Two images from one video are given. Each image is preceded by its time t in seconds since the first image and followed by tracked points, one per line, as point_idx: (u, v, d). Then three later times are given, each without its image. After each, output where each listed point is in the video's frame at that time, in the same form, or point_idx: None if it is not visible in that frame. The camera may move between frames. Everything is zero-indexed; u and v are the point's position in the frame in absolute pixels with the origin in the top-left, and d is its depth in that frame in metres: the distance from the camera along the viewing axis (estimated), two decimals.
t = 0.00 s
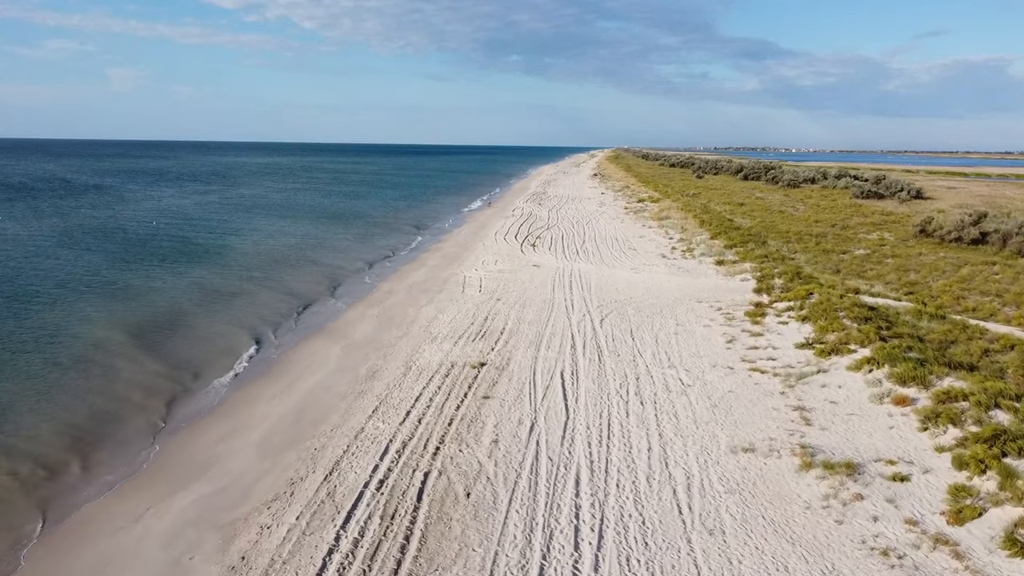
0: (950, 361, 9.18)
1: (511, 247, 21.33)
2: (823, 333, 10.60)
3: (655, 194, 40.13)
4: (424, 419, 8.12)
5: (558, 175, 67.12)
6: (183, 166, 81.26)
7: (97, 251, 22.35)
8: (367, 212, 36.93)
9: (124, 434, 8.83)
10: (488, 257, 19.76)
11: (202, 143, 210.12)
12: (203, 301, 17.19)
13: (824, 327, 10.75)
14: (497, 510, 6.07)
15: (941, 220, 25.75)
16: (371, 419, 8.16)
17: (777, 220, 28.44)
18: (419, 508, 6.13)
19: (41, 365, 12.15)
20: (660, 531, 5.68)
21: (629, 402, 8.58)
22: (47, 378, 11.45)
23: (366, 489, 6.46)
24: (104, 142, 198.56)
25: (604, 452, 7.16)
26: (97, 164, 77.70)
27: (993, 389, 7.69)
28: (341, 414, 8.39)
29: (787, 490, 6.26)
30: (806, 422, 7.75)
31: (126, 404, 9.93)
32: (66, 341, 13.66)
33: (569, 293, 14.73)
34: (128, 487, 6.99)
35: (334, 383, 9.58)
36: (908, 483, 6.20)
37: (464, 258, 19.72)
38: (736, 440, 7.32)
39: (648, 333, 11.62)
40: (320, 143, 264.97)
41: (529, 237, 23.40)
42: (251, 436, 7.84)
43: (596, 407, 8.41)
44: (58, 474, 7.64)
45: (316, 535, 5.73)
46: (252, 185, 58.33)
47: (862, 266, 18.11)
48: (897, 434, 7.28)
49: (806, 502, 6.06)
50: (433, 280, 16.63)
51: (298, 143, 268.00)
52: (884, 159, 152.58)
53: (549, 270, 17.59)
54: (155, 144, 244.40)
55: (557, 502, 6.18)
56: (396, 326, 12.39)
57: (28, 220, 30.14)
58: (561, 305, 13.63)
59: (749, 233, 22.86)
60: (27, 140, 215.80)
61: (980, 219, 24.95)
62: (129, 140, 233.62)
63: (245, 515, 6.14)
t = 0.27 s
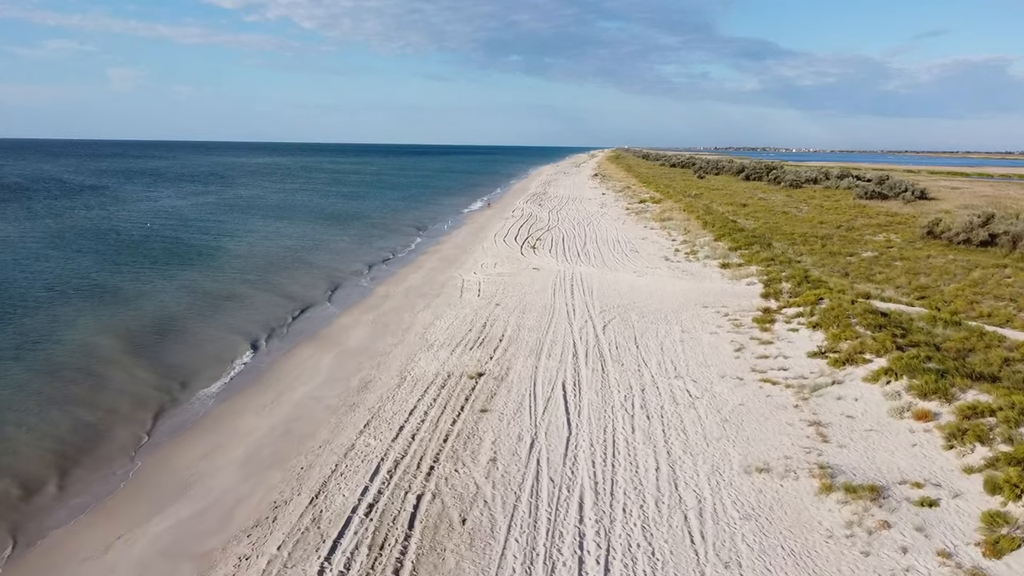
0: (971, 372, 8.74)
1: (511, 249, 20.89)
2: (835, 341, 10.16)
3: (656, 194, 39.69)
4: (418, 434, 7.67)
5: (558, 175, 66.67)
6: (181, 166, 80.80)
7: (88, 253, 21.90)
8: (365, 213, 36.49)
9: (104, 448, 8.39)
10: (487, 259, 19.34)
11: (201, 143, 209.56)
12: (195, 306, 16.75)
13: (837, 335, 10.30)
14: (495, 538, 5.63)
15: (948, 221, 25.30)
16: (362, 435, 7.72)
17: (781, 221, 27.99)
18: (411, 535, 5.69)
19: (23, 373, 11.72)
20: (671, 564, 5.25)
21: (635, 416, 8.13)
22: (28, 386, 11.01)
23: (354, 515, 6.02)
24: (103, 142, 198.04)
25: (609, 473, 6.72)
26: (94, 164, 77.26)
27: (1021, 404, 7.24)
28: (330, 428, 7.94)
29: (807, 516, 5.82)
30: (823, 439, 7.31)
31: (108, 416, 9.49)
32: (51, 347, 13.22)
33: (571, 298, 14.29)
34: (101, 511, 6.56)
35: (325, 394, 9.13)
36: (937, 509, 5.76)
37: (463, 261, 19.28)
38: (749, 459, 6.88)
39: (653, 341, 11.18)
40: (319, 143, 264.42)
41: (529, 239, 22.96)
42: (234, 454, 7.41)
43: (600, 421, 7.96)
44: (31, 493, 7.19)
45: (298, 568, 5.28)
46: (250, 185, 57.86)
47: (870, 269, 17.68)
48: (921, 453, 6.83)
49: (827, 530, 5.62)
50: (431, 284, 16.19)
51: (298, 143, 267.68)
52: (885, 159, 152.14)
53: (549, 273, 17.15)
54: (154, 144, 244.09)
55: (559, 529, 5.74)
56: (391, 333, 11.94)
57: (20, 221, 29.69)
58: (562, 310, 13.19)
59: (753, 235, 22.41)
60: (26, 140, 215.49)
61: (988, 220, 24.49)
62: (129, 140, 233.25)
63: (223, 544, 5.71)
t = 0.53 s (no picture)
0: (995, 384, 8.30)
1: (511, 251, 20.46)
2: (849, 350, 9.72)
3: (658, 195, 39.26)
4: (411, 452, 7.23)
5: (559, 175, 66.26)
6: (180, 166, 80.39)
7: (79, 256, 21.48)
8: (363, 214, 36.07)
9: (83, 463, 7.95)
10: (486, 262, 18.92)
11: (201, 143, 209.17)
12: (186, 310, 16.31)
13: (851, 344, 9.87)
14: (491, 572, 5.20)
15: (956, 222, 24.86)
16: (352, 452, 7.28)
17: (785, 222, 27.55)
18: (400, 568, 5.25)
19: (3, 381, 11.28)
20: None
21: (641, 431, 7.69)
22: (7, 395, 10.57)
23: (340, 544, 5.59)
24: (102, 142, 197.63)
25: (615, 496, 6.28)
26: (92, 164, 76.88)
27: None
28: (318, 445, 7.50)
29: (829, 546, 5.38)
30: (842, 458, 6.88)
31: (89, 427, 9.05)
32: (35, 354, 12.78)
33: (572, 302, 13.87)
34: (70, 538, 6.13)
35: (314, 406, 8.69)
36: (971, 539, 5.31)
37: (461, 264, 18.84)
38: (764, 481, 6.44)
39: (658, 348, 10.74)
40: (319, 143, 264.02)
41: (529, 241, 22.53)
42: (215, 474, 6.97)
43: (604, 438, 7.52)
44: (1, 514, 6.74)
45: None
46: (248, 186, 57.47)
47: (879, 272, 17.25)
48: (948, 474, 6.40)
49: (853, 562, 5.18)
50: (428, 288, 15.75)
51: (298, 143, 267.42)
52: (886, 159, 151.70)
53: (550, 276, 16.73)
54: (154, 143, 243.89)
55: (561, 561, 5.31)
56: (386, 340, 11.50)
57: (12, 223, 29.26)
58: (563, 316, 12.76)
59: (758, 236, 21.98)
60: (26, 139, 215.20)
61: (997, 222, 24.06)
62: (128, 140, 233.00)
63: None
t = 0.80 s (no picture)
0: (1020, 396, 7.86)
1: (510, 254, 20.03)
2: (864, 360, 9.28)
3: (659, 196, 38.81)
4: (403, 472, 6.78)
5: (558, 176, 65.81)
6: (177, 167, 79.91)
7: (70, 258, 21.03)
8: (360, 215, 35.61)
9: (56, 479, 7.46)
10: (485, 265, 18.48)
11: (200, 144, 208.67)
12: (177, 314, 15.87)
13: (866, 353, 9.43)
14: None
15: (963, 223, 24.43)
16: (340, 472, 6.83)
17: (789, 224, 27.11)
18: None
19: None
20: None
21: (647, 448, 7.25)
22: None
23: None
24: (101, 142, 197.14)
25: (621, 522, 5.83)
26: (89, 164, 76.43)
27: None
28: (303, 465, 7.05)
29: None
30: (862, 480, 6.44)
31: (66, 440, 8.60)
32: (17, 362, 12.33)
33: (574, 307, 13.44)
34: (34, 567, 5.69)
35: (302, 421, 8.24)
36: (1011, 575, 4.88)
37: (459, 266, 18.40)
38: (781, 506, 6.01)
39: (663, 357, 10.30)
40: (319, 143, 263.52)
41: (530, 243, 22.10)
42: (193, 497, 6.53)
43: (609, 456, 7.08)
44: None
45: None
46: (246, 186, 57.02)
47: (887, 275, 16.81)
48: (978, 498, 5.96)
49: None
50: (425, 292, 15.31)
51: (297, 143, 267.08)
52: (887, 160, 151.27)
53: (550, 279, 16.30)
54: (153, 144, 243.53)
55: None
56: (380, 348, 11.06)
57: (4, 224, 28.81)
58: (564, 322, 12.32)
59: (762, 238, 21.53)
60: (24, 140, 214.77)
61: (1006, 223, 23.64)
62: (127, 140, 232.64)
63: None
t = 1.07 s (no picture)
0: None
1: (510, 257, 19.59)
2: (880, 371, 8.84)
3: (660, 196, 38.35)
4: (393, 494, 6.35)
5: (559, 176, 65.38)
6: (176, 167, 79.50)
7: (60, 261, 20.57)
8: (358, 216, 35.15)
9: (27, 499, 6.99)
10: (484, 268, 18.03)
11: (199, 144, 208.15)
12: (168, 320, 15.42)
13: (882, 363, 8.99)
14: None
15: (971, 225, 24.01)
16: (326, 495, 6.39)
17: (794, 225, 26.68)
18: None
19: None
20: None
21: (654, 468, 6.81)
22: None
23: None
24: (100, 143, 196.64)
25: (628, 554, 5.39)
26: (87, 165, 76.02)
27: None
28: (287, 487, 6.62)
29: None
30: (887, 504, 6.00)
31: (40, 455, 8.13)
32: None
33: (576, 313, 13.00)
34: None
35: (288, 436, 7.81)
36: None
37: (458, 270, 17.96)
38: (801, 535, 5.57)
39: (669, 367, 9.86)
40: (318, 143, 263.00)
41: (530, 245, 21.65)
42: (168, 524, 6.11)
43: (613, 477, 6.64)
44: None
45: None
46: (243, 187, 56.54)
47: (896, 278, 16.39)
48: (1014, 527, 5.52)
49: None
50: (422, 296, 14.86)
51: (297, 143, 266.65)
52: (888, 160, 150.83)
53: (551, 283, 15.87)
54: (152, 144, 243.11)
55: None
56: (373, 356, 10.62)
57: None
58: (566, 328, 11.87)
59: (767, 240, 21.10)
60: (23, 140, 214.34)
61: (1015, 224, 23.23)
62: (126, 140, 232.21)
63: None
